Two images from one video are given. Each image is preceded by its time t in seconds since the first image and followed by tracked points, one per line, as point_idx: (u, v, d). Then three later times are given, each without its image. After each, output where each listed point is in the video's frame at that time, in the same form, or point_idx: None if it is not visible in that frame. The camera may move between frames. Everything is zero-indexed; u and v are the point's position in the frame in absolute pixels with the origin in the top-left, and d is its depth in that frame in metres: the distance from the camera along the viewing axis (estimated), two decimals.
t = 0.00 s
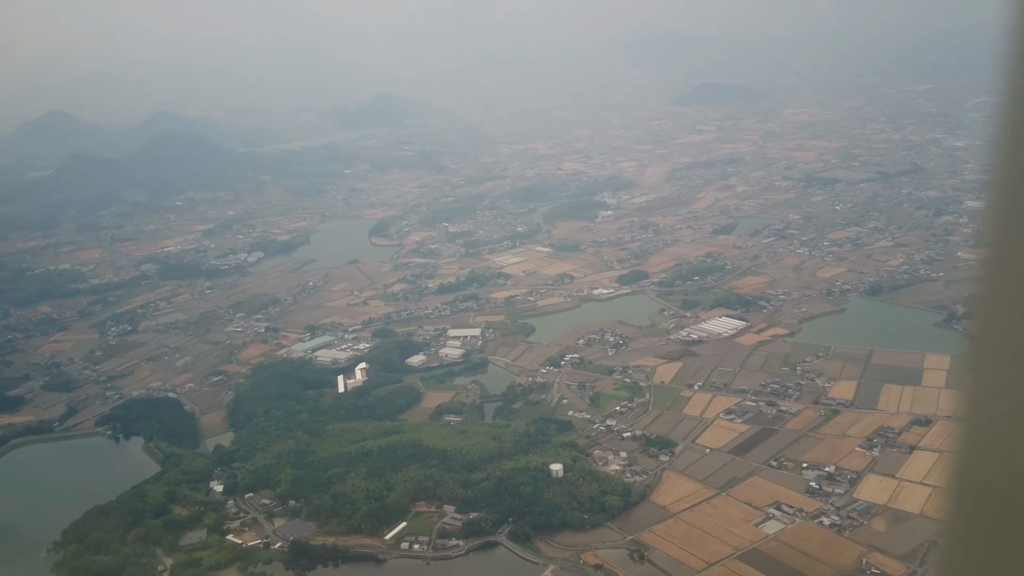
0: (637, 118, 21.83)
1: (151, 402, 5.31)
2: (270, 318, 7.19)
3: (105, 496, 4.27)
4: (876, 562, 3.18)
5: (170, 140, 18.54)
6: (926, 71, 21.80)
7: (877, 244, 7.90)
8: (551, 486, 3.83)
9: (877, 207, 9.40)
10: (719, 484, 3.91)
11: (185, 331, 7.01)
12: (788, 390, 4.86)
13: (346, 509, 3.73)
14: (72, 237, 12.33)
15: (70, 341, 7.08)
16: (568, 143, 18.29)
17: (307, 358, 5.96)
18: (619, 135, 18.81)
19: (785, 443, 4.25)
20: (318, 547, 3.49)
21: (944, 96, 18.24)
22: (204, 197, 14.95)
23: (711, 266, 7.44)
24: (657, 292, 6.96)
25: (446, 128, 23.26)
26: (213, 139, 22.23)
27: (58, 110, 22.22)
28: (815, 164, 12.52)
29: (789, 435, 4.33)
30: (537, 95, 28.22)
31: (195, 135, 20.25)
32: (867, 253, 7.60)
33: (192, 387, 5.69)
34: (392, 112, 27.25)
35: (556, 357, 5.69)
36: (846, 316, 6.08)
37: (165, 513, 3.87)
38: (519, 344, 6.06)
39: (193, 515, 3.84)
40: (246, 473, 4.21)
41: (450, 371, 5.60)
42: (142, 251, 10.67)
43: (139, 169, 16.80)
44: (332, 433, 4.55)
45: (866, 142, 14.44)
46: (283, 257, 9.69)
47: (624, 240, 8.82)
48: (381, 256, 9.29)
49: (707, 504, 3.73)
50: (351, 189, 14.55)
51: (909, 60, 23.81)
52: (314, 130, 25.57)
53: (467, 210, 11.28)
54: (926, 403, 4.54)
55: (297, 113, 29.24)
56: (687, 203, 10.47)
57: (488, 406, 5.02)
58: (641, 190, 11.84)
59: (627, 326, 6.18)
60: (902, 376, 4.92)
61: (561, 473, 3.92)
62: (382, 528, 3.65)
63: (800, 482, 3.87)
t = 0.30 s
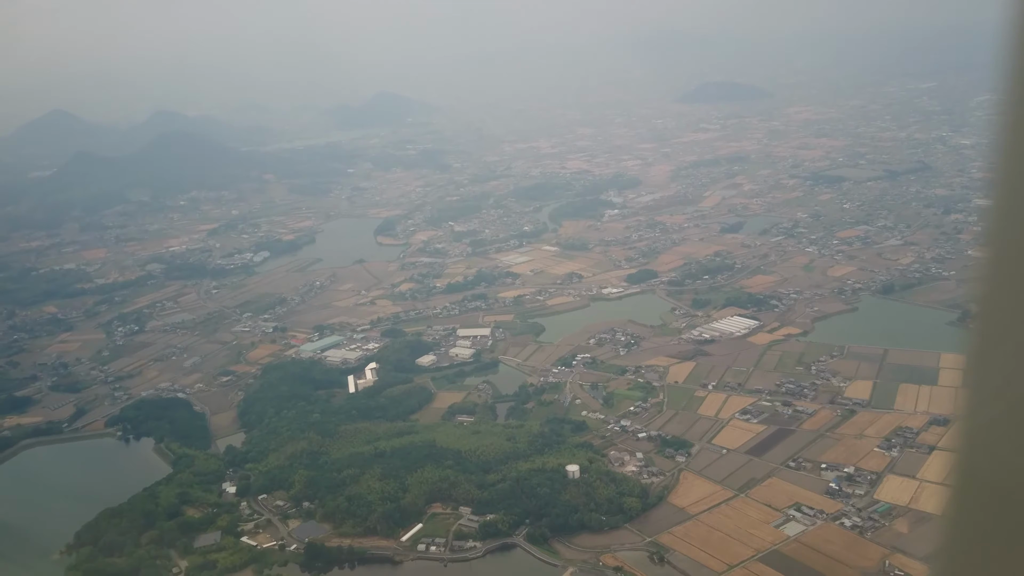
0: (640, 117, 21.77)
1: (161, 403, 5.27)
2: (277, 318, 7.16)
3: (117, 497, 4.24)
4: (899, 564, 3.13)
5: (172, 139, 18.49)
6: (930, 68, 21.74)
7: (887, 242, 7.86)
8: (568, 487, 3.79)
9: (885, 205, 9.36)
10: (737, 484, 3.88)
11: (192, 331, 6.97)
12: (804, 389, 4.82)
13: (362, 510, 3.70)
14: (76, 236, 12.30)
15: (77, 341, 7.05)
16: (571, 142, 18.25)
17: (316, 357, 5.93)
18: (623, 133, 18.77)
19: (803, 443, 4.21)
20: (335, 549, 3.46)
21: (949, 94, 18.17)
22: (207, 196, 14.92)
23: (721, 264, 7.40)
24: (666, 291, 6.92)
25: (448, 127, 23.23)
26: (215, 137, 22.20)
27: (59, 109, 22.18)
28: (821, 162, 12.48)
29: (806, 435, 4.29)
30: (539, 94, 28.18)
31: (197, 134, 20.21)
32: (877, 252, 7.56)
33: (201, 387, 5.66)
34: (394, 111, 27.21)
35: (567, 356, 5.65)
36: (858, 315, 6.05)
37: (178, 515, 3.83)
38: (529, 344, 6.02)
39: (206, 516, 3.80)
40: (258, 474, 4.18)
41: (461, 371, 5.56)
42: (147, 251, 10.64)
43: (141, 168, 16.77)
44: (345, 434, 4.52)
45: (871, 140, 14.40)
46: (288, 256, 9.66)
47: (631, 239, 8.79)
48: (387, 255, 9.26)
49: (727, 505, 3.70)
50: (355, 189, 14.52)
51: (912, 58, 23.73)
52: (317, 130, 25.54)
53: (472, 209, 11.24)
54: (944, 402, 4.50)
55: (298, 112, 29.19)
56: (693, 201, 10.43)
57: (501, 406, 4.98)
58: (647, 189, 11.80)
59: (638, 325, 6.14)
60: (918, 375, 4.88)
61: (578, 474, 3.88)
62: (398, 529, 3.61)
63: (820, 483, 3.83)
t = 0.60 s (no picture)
0: (642, 117, 21.73)
1: (168, 404, 5.23)
2: (283, 318, 7.12)
3: (126, 500, 4.19)
4: (921, 569, 3.08)
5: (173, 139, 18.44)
6: (932, 68, 21.71)
7: (895, 243, 7.83)
8: (583, 490, 3.75)
9: (892, 205, 9.32)
10: (753, 488, 3.84)
11: (197, 332, 6.93)
12: (817, 391, 4.78)
13: (375, 513, 3.66)
14: (78, 236, 12.26)
15: (81, 342, 7.00)
16: (574, 141, 18.22)
17: (323, 358, 5.89)
18: (625, 134, 18.75)
19: (818, 446, 4.17)
20: (348, 553, 3.41)
21: (951, 94, 18.13)
22: (209, 196, 14.89)
23: (729, 265, 7.37)
24: (675, 292, 6.88)
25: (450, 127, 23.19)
26: (216, 137, 22.15)
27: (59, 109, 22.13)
28: (826, 162, 12.45)
29: (821, 437, 4.25)
30: (541, 94, 28.13)
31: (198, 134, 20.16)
32: (885, 252, 7.53)
33: (208, 388, 5.62)
34: (395, 111, 27.18)
35: (577, 357, 5.61)
36: (868, 316, 6.01)
37: (189, 518, 3.79)
38: (538, 344, 5.99)
39: (217, 520, 3.76)
40: (269, 477, 4.14)
41: (470, 372, 5.52)
42: (149, 251, 10.60)
43: (142, 167, 16.72)
44: (355, 437, 4.48)
45: (875, 140, 14.36)
46: (292, 256, 9.62)
47: (637, 239, 8.75)
48: (392, 255, 9.23)
49: (743, 509, 3.66)
50: (357, 188, 14.48)
51: (913, 58, 23.69)
52: (317, 129, 25.50)
53: (476, 209, 11.20)
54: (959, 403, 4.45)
55: (299, 112, 29.15)
56: (699, 201, 10.40)
57: (511, 407, 4.94)
58: (651, 189, 11.77)
59: (647, 326, 6.10)
60: (932, 376, 4.84)
61: (592, 477, 3.84)
62: (412, 533, 3.56)
63: (837, 486, 3.79)
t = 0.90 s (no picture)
0: (645, 116, 21.68)
1: (177, 406, 5.19)
2: (290, 320, 7.08)
3: (138, 503, 4.15)
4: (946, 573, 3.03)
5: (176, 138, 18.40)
6: (936, 66, 21.61)
7: (904, 242, 7.78)
8: (600, 494, 3.70)
9: (900, 205, 9.28)
10: (771, 491, 3.80)
11: (204, 333, 6.90)
12: (832, 393, 4.74)
13: (390, 517, 3.62)
14: (81, 237, 12.22)
15: (87, 343, 6.97)
16: (578, 141, 18.17)
17: (332, 359, 5.86)
18: (628, 133, 18.70)
19: (835, 448, 4.13)
20: (363, 557, 3.37)
21: (956, 92, 18.05)
22: (213, 196, 14.85)
23: (738, 265, 7.33)
24: (684, 292, 6.84)
25: (452, 127, 23.14)
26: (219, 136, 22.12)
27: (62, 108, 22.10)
28: (832, 162, 12.40)
29: (838, 440, 4.21)
30: (543, 94, 28.06)
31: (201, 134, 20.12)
32: (895, 252, 7.48)
33: (216, 390, 5.58)
34: (397, 110, 27.12)
35: (588, 359, 5.57)
36: (881, 316, 5.96)
37: (201, 522, 3.74)
38: (548, 345, 5.95)
39: (230, 524, 3.72)
40: (281, 479, 4.11)
41: (481, 374, 5.48)
42: (154, 251, 10.56)
43: (145, 167, 16.69)
44: (367, 439, 4.45)
45: (881, 139, 14.30)
46: (298, 257, 9.58)
47: (645, 239, 8.71)
48: (398, 256, 9.18)
49: (762, 513, 3.62)
50: (361, 188, 14.44)
51: (917, 57, 23.59)
52: (320, 129, 25.45)
53: (482, 209, 11.16)
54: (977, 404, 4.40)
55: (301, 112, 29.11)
56: (706, 201, 10.36)
57: (523, 409, 4.90)
58: (657, 188, 11.72)
59: (658, 327, 6.06)
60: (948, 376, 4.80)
61: (609, 480, 3.80)
62: (427, 537, 3.52)
63: (856, 489, 3.74)
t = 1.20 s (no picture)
0: (648, 116, 21.65)
1: (185, 406, 5.15)
2: (296, 320, 7.04)
3: (149, 505, 4.10)
4: None
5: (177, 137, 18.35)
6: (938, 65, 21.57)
7: (913, 243, 7.75)
8: (616, 496, 3.67)
9: (907, 205, 9.25)
10: (788, 493, 3.76)
11: (210, 333, 6.85)
12: (847, 394, 4.70)
13: (404, 519, 3.58)
14: (84, 236, 12.18)
15: (92, 343, 6.92)
16: (581, 141, 18.14)
17: (341, 360, 5.82)
18: (631, 133, 18.66)
19: (851, 450, 4.10)
20: (377, 560, 3.33)
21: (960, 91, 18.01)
22: (216, 196, 14.80)
23: (747, 265, 7.29)
24: (693, 292, 6.80)
25: (454, 126, 23.11)
26: (220, 135, 22.07)
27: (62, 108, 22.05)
28: (837, 162, 12.37)
29: (854, 442, 4.17)
30: (545, 93, 28.01)
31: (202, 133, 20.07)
32: (904, 252, 7.45)
33: (224, 391, 5.54)
34: (398, 110, 27.08)
35: (598, 359, 5.53)
36: (892, 316, 5.93)
37: (212, 524, 3.71)
38: (558, 346, 5.91)
39: (242, 526, 3.68)
40: (292, 481, 4.07)
41: (491, 374, 5.45)
42: (157, 250, 10.53)
43: (147, 166, 16.63)
44: (378, 440, 4.42)
45: (885, 139, 14.27)
46: (302, 256, 9.55)
47: (652, 239, 8.67)
48: (403, 255, 9.15)
49: (780, 515, 3.58)
50: (365, 188, 14.39)
51: (920, 56, 23.57)
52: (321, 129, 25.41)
53: (486, 208, 11.12)
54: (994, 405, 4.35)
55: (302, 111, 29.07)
56: (711, 201, 10.32)
57: (535, 410, 4.86)
58: (662, 188, 11.68)
59: (668, 327, 6.02)
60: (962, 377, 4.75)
61: (624, 482, 3.76)
62: (442, 539, 3.48)
63: (874, 491, 3.70)
